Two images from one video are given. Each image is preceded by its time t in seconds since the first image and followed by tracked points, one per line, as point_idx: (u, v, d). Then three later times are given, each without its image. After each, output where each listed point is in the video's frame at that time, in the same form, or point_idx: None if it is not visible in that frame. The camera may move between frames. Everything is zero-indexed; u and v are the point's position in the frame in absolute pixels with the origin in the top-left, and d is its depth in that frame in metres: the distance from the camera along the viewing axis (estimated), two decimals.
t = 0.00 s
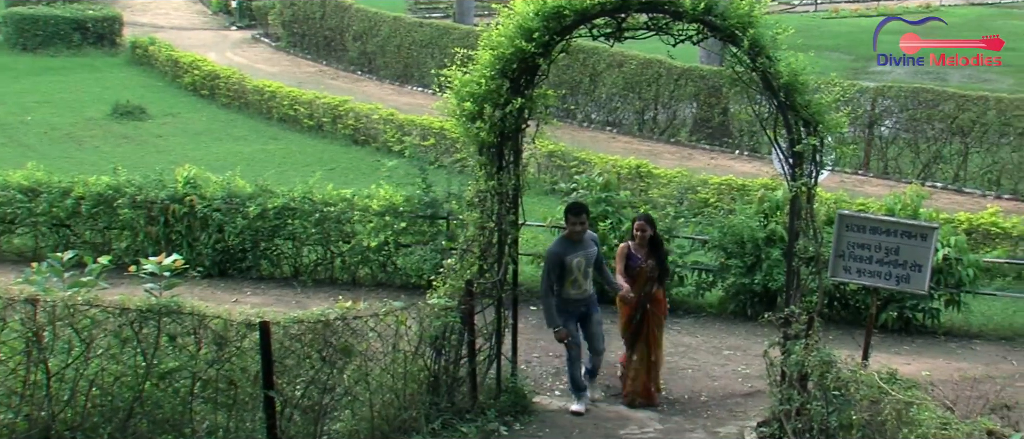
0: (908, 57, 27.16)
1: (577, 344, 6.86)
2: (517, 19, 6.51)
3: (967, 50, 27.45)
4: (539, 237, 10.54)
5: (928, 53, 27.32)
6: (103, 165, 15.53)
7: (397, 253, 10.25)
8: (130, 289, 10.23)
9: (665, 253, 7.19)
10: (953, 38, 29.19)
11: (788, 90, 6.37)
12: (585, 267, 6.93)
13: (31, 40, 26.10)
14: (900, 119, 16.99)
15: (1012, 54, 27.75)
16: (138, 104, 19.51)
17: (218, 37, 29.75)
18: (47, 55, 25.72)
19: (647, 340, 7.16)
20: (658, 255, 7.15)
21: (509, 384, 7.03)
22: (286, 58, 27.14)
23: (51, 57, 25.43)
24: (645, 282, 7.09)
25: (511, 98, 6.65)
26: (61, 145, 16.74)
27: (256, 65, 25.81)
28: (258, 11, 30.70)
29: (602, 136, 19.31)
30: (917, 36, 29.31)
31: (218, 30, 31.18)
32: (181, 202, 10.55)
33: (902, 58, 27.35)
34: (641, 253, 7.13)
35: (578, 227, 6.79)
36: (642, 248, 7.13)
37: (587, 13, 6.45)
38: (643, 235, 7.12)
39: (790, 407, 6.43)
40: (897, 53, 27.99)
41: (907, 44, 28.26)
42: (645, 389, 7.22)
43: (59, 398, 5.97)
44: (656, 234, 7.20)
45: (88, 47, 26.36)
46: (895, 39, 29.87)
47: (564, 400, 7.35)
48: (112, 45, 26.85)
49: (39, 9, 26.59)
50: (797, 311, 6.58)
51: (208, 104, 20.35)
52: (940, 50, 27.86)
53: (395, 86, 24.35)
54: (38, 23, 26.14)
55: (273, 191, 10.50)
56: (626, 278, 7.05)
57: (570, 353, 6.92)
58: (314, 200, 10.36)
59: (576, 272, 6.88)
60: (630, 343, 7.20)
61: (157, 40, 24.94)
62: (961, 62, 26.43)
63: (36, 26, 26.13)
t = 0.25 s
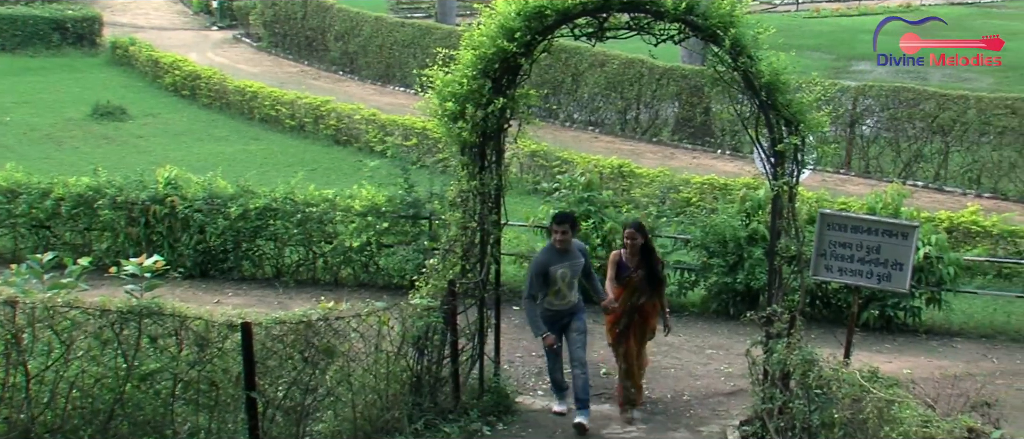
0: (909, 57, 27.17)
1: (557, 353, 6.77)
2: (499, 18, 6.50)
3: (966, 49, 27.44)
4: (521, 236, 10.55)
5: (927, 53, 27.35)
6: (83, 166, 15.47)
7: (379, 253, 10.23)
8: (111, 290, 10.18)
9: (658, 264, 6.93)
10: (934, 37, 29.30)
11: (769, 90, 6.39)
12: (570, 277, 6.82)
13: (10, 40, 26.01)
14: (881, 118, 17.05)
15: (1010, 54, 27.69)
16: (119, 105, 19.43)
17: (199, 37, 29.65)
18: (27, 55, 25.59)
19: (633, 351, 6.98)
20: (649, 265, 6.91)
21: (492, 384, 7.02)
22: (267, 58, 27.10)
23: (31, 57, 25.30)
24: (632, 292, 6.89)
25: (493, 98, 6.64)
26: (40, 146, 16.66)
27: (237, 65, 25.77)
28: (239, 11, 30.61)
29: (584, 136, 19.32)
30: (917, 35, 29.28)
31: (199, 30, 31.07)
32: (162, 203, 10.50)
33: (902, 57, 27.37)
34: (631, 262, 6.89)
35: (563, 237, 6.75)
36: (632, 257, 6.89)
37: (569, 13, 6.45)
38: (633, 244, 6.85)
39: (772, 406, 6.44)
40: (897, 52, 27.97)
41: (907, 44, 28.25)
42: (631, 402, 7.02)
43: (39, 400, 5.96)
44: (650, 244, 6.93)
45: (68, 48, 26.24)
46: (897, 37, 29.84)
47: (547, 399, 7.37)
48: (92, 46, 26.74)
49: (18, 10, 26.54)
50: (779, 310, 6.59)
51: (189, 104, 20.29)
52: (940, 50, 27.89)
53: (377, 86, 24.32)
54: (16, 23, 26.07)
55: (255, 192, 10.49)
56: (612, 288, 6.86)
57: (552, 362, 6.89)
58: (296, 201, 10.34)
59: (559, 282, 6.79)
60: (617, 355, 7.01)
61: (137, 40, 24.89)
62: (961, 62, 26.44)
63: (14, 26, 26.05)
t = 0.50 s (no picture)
0: (909, 57, 27.28)
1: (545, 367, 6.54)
2: (487, 18, 6.50)
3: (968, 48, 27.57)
4: (510, 236, 10.56)
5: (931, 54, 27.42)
6: (71, 167, 15.42)
7: (368, 253, 10.22)
8: (99, 291, 10.13)
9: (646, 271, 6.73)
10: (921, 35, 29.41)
11: (757, 89, 6.39)
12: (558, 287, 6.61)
13: None
14: (869, 117, 17.09)
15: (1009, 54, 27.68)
16: (106, 105, 19.37)
17: (187, 37, 29.59)
18: (13, 55, 25.50)
19: (624, 361, 6.78)
20: (638, 272, 6.69)
21: (481, 384, 7.03)
22: (255, 58, 27.06)
23: (18, 58, 25.21)
24: (621, 302, 6.69)
25: (481, 98, 6.64)
26: (27, 147, 16.61)
27: (225, 65, 25.72)
28: (226, 11, 30.55)
29: (572, 136, 19.32)
30: (917, 35, 29.39)
31: (186, 30, 31.00)
32: (150, 203, 10.49)
33: (902, 57, 27.42)
34: (619, 269, 6.66)
35: (551, 245, 6.54)
36: (621, 264, 6.66)
37: (557, 13, 6.46)
38: (621, 251, 6.62)
39: (760, 405, 6.46)
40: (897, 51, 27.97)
41: (907, 44, 28.30)
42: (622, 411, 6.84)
43: (25, 401, 5.93)
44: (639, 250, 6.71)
45: (54, 48, 26.14)
46: (897, 36, 29.94)
47: (537, 399, 7.39)
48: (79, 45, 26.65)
49: (5, 9, 26.44)
50: (767, 309, 6.60)
51: (177, 104, 20.25)
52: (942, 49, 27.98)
53: (366, 86, 24.30)
54: (3, 23, 25.99)
55: (244, 193, 10.49)
56: (601, 298, 6.63)
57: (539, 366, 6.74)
58: (284, 201, 10.34)
59: (547, 294, 6.58)
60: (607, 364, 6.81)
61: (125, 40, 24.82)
62: (961, 62, 26.48)
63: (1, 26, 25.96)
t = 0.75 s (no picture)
0: (909, 58, 27.29)
1: (519, 365, 6.43)
2: (483, 18, 6.48)
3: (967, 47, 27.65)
4: (507, 235, 10.57)
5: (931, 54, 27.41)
6: (67, 167, 15.40)
7: (364, 253, 10.23)
8: (96, 291, 10.11)
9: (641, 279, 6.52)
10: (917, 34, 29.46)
11: (754, 88, 6.39)
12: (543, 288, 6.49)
13: None
14: (866, 116, 17.09)
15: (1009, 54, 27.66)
16: (102, 105, 19.35)
17: (183, 37, 29.57)
18: (9, 55, 25.48)
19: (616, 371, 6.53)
20: (631, 279, 6.48)
21: (477, 383, 7.06)
22: (252, 58, 27.05)
23: (14, 57, 25.19)
24: (611, 309, 6.46)
25: (478, 97, 6.64)
26: (23, 146, 16.59)
27: (221, 64, 25.70)
28: (223, 10, 30.53)
29: (569, 135, 19.33)
30: (917, 35, 29.44)
31: (183, 30, 30.99)
32: (146, 203, 10.48)
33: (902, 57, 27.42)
34: (611, 275, 6.51)
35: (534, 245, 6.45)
36: (613, 270, 6.51)
37: (554, 12, 6.45)
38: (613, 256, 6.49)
39: (758, 404, 6.46)
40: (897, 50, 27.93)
41: (907, 44, 28.34)
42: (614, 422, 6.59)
43: (21, 401, 5.90)
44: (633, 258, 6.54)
45: (50, 47, 26.11)
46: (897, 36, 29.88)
47: (534, 398, 7.38)
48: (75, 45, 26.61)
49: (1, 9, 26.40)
50: (764, 308, 6.61)
51: (174, 104, 20.24)
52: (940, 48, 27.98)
53: (362, 85, 24.30)
54: None
55: (240, 192, 10.48)
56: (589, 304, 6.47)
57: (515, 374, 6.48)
58: (281, 200, 10.33)
59: (529, 293, 6.48)
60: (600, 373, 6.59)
61: (121, 39, 24.79)
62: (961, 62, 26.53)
63: None
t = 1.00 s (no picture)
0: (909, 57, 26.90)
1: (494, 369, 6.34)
2: (484, 15, 6.46)
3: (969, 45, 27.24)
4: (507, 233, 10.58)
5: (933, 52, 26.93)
6: (67, 164, 15.41)
7: (364, 250, 10.25)
8: (97, 288, 10.12)
9: (630, 283, 6.28)
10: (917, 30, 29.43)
11: (755, 86, 6.39)
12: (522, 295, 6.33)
13: None
14: (866, 114, 17.11)
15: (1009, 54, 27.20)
16: (102, 102, 19.35)
17: (184, 34, 29.56)
18: (9, 52, 25.46)
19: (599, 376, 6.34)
20: (619, 282, 6.24)
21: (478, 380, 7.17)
22: (252, 55, 27.05)
23: (14, 54, 25.18)
24: (596, 312, 6.25)
25: (478, 95, 6.62)
26: (23, 144, 16.59)
27: (222, 62, 25.69)
28: (223, 8, 30.51)
29: (570, 133, 19.33)
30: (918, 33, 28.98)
31: (183, 27, 30.97)
32: (147, 200, 10.48)
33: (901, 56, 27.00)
34: (599, 279, 6.28)
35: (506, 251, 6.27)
36: (602, 274, 6.28)
37: (553, 10, 6.44)
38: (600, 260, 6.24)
39: (757, 401, 6.44)
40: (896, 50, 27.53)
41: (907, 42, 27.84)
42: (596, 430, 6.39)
43: (22, 399, 5.91)
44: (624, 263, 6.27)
45: (50, 45, 26.10)
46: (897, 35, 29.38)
47: (534, 396, 7.38)
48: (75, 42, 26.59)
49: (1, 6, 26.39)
50: (764, 305, 6.60)
51: (174, 101, 20.24)
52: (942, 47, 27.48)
53: (363, 83, 24.30)
54: None
55: (240, 190, 10.48)
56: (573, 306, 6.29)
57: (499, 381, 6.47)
58: (281, 198, 10.33)
59: (508, 301, 6.35)
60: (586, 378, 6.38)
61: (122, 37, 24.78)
62: (962, 62, 26.16)
63: None
